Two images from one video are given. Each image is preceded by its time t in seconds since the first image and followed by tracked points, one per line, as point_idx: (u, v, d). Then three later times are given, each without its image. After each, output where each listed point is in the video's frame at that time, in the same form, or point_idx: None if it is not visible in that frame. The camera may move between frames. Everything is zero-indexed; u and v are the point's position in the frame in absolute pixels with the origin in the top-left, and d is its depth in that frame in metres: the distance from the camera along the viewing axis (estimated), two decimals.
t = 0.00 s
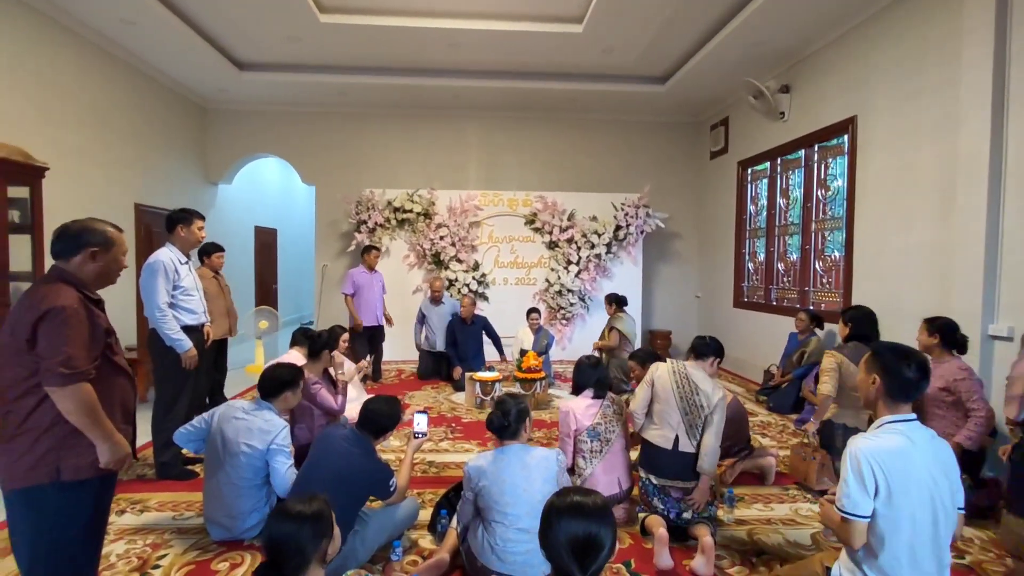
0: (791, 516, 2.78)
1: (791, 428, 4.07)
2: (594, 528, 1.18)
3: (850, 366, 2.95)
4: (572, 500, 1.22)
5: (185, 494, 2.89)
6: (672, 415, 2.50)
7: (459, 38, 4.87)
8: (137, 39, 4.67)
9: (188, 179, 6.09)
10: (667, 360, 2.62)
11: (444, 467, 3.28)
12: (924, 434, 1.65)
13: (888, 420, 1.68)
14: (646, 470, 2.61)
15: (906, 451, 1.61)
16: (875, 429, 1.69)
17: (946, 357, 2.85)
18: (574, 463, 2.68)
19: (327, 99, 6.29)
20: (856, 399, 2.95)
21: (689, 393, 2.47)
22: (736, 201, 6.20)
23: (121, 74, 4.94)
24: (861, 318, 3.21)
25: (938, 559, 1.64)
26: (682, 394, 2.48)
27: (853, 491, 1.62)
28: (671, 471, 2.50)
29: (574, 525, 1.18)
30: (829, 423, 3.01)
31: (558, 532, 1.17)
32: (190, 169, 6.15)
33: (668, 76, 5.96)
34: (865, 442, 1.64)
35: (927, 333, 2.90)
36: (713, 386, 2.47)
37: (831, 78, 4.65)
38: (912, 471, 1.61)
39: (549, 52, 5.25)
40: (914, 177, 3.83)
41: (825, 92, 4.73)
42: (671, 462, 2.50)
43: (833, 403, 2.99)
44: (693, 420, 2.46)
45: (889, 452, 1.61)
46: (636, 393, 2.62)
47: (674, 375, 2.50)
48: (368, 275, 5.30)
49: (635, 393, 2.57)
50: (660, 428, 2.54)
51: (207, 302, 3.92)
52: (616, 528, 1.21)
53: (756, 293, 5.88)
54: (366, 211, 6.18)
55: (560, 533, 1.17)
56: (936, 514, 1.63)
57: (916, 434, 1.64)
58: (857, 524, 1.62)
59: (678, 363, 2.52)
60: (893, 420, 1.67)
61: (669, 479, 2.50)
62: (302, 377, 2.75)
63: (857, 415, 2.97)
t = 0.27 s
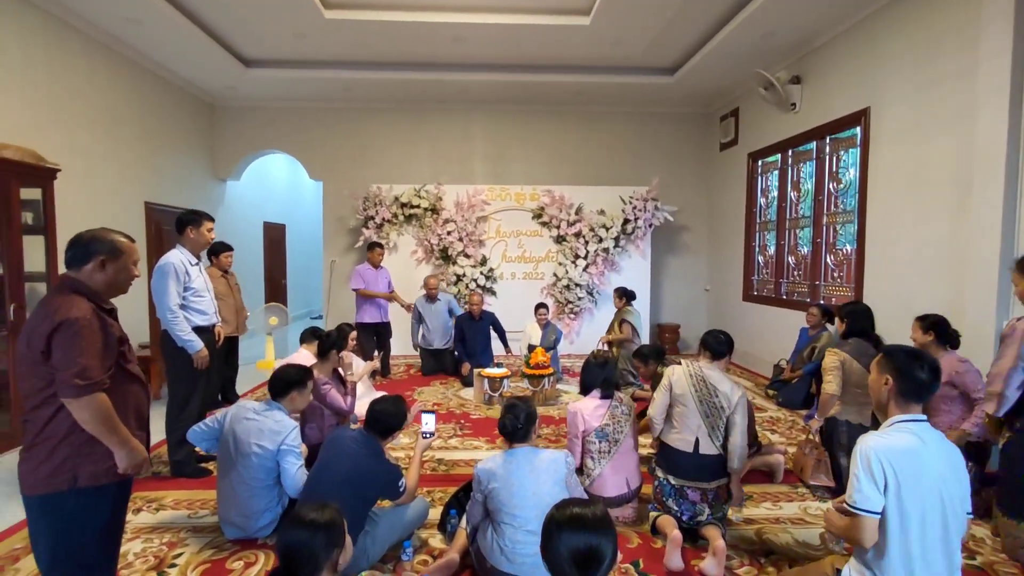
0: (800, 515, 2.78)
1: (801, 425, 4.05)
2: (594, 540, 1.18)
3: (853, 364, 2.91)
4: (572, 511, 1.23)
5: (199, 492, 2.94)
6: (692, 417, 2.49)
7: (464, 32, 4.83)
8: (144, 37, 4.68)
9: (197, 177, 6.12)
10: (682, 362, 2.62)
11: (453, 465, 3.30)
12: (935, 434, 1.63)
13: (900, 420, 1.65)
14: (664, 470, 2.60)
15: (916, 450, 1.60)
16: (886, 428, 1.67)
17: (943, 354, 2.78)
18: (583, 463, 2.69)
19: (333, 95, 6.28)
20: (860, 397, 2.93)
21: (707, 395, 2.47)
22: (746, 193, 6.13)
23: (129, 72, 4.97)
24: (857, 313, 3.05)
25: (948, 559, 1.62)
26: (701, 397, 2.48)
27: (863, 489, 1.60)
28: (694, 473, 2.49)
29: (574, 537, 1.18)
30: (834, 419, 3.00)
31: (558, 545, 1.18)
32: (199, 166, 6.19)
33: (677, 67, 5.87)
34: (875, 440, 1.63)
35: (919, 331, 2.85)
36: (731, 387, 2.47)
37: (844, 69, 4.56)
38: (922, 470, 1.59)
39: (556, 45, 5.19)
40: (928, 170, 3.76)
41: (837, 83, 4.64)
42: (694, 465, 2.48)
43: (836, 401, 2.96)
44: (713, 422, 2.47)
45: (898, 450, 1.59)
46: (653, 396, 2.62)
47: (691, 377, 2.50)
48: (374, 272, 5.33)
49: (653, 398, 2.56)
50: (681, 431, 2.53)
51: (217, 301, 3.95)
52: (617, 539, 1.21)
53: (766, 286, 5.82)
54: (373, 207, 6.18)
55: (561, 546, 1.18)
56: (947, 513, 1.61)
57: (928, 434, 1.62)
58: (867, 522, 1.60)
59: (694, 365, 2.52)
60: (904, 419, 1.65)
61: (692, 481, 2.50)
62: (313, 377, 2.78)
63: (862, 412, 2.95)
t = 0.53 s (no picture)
0: (804, 515, 2.79)
1: (806, 422, 4.06)
2: (595, 557, 1.20)
3: (865, 363, 2.94)
4: (572, 528, 1.24)
5: (209, 490, 2.99)
6: (702, 420, 2.50)
7: (468, 26, 4.79)
8: (148, 34, 4.66)
9: (202, 172, 6.13)
10: (688, 365, 2.63)
11: (459, 463, 3.33)
12: (941, 438, 1.59)
13: (909, 423, 1.62)
14: (671, 471, 2.62)
15: (922, 454, 1.55)
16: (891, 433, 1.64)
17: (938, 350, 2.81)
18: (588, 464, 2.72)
19: (337, 89, 6.25)
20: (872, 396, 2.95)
21: (716, 398, 2.49)
22: (752, 187, 6.08)
23: (133, 69, 4.96)
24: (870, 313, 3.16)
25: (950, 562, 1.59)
26: (710, 399, 2.49)
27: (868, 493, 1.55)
28: (705, 474, 2.50)
29: (574, 554, 1.20)
30: (847, 417, 3.04)
31: (558, 562, 1.20)
32: (204, 161, 6.20)
33: (684, 59, 5.80)
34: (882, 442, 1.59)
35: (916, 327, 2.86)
36: (739, 389, 2.50)
37: (854, 61, 4.49)
38: (926, 474, 1.55)
39: (560, 38, 5.14)
40: (938, 166, 3.72)
41: (847, 76, 4.57)
42: (706, 468, 2.49)
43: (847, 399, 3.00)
44: (722, 423, 2.48)
45: (905, 452, 1.56)
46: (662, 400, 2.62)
47: (699, 380, 2.51)
48: (378, 269, 5.35)
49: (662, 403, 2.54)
50: (691, 434, 2.53)
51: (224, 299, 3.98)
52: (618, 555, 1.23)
53: (772, 281, 5.79)
54: (378, 202, 6.18)
55: (561, 562, 1.20)
56: (952, 517, 1.57)
57: (934, 438, 1.58)
58: (872, 525, 1.56)
59: (702, 367, 2.53)
60: (910, 423, 1.62)
61: (703, 483, 2.52)
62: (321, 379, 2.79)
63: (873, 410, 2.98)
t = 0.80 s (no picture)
0: (802, 514, 2.82)
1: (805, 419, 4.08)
2: (594, 566, 1.22)
3: (868, 359, 3.04)
4: (573, 536, 1.26)
5: (213, 487, 3.02)
6: (693, 420, 2.52)
7: (469, 21, 4.75)
8: (147, 28, 4.64)
9: (202, 167, 6.12)
10: (678, 366, 2.64)
11: (460, 460, 3.36)
12: (948, 446, 1.60)
13: (914, 432, 1.63)
14: (667, 470, 2.66)
15: (930, 463, 1.57)
16: (898, 440, 1.65)
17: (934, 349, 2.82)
18: (588, 462, 2.75)
19: (337, 83, 6.22)
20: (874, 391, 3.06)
21: (707, 398, 2.50)
22: (754, 183, 6.06)
23: (132, 63, 4.93)
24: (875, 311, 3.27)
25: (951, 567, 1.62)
26: (701, 400, 2.51)
27: (879, 499, 1.56)
28: (699, 475, 2.53)
29: (574, 563, 1.22)
30: (847, 411, 3.16)
31: (559, 570, 1.23)
32: (204, 156, 6.18)
33: (686, 54, 5.76)
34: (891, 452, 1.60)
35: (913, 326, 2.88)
36: (729, 388, 2.50)
37: (857, 58, 4.46)
38: (933, 481, 1.57)
39: (562, 33, 5.10)
40: (940, 165, 3.71)
41: (850, 72, 4.54)
42: (699, 468, 2.52)
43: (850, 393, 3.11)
44: (715, 425, 2.50)
45: (913, 462, 1.57)
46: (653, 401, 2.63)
47: (689, 381, 2.52)
48: (378, 265, 5.36)
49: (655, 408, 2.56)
50: (684, 435, 2.55)
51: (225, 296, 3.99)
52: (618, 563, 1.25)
53: (772, 277, 5.79)
54: (379, 197, 6.17)
55: (561, 570, 1.22)
56: (955, 523, 1.59)
57: (941, 447, 1.59)
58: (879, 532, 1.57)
59: (691, 368, 2.54)
60: (916, 430, 1.64)
61: (698, 483, 2.55)
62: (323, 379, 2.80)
63: (874, 405, 3.09)
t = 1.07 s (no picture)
0: (799, 513, 2.85)
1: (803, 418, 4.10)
2: (599, 569, 1.24)
3: (859, 355, 3.11)
4: (577, 539, 1.28)
5: (216, 484, 3.05)
6: (675, 418, 2.57)
7: (471, 18, 4.75)
8: (147, 24, 4.63)
9: (204, 163, 6.12)
10: (655, 366, 2.70)
11: (460, 458, 3.39)
12: (932, 448, 1.63)
13: (895, 436, 1.66)
14: (656, 468, 2.69)
15: (913, 463, 1.59)
16: (883, 443, 1.68)
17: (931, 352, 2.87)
18: (583, 453, 2.79)
19: (339, 79, 6.21)
20: (860, 387, 3.13)
21: (685, 395, 2.56)
22: (755, 181, 6.05)
23: (134, 59, 4.93)
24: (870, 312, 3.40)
25: (943, 569, 1.62)
26: (681, 398, 2.57)
27: (860, 498, 1.59)
28: (687, 472, 2.57)
29: (578, 564, 1.25)
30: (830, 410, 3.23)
31: (563, 571, 1.25)
32: (205, 152, 6.18)
33: (688, 51, 5.75)
34: (872, 455, 1.63)
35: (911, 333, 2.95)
36: (706, 383, 2.57)
37: (859, 56, 4.45)
38: (918, 482, 1.59)
39: (564, 29, 5.09)
40: (941, 165, 3.71)
41: (852, 71, 4.53)
42: (687, 464, 2.57)
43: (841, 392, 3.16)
44: (697, 420, 2.55)
45: (894, 463, 1.60)
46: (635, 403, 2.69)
47: (667, 379, 2.58)
48: (378, 262, 5.38)
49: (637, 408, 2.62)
50: (668, 433, 2.61)
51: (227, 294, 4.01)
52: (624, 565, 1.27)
53: (772, 276, 5.80)
54: (380, 194, 6.17)
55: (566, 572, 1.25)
56: (944, 524, 1.60)
57: (925, 448, 1.62)
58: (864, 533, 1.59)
59: (668, 367, 2.60)
60: (900, 433, 1.67)
61: (686, 480, 2.58)
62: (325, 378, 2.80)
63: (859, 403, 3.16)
